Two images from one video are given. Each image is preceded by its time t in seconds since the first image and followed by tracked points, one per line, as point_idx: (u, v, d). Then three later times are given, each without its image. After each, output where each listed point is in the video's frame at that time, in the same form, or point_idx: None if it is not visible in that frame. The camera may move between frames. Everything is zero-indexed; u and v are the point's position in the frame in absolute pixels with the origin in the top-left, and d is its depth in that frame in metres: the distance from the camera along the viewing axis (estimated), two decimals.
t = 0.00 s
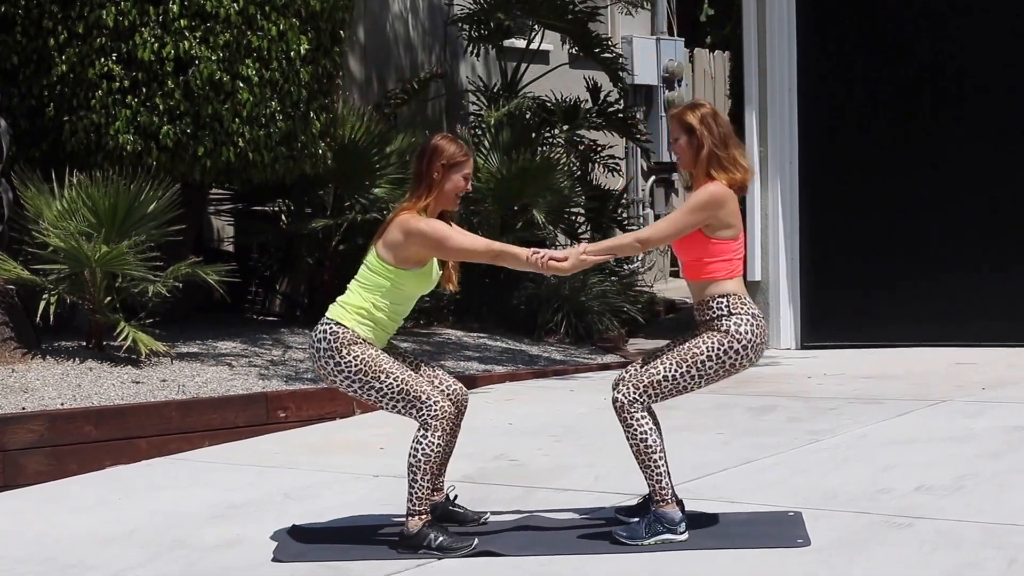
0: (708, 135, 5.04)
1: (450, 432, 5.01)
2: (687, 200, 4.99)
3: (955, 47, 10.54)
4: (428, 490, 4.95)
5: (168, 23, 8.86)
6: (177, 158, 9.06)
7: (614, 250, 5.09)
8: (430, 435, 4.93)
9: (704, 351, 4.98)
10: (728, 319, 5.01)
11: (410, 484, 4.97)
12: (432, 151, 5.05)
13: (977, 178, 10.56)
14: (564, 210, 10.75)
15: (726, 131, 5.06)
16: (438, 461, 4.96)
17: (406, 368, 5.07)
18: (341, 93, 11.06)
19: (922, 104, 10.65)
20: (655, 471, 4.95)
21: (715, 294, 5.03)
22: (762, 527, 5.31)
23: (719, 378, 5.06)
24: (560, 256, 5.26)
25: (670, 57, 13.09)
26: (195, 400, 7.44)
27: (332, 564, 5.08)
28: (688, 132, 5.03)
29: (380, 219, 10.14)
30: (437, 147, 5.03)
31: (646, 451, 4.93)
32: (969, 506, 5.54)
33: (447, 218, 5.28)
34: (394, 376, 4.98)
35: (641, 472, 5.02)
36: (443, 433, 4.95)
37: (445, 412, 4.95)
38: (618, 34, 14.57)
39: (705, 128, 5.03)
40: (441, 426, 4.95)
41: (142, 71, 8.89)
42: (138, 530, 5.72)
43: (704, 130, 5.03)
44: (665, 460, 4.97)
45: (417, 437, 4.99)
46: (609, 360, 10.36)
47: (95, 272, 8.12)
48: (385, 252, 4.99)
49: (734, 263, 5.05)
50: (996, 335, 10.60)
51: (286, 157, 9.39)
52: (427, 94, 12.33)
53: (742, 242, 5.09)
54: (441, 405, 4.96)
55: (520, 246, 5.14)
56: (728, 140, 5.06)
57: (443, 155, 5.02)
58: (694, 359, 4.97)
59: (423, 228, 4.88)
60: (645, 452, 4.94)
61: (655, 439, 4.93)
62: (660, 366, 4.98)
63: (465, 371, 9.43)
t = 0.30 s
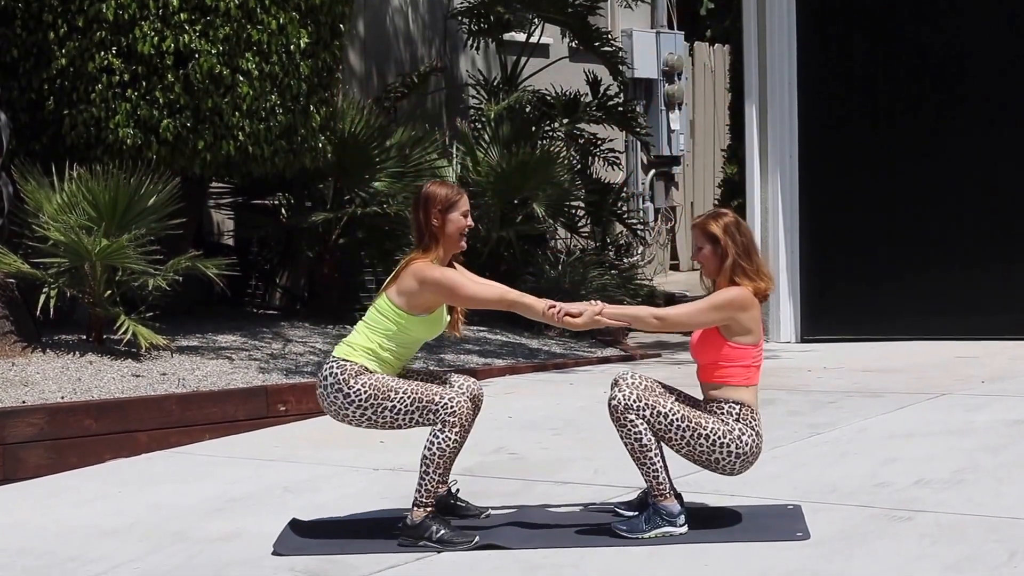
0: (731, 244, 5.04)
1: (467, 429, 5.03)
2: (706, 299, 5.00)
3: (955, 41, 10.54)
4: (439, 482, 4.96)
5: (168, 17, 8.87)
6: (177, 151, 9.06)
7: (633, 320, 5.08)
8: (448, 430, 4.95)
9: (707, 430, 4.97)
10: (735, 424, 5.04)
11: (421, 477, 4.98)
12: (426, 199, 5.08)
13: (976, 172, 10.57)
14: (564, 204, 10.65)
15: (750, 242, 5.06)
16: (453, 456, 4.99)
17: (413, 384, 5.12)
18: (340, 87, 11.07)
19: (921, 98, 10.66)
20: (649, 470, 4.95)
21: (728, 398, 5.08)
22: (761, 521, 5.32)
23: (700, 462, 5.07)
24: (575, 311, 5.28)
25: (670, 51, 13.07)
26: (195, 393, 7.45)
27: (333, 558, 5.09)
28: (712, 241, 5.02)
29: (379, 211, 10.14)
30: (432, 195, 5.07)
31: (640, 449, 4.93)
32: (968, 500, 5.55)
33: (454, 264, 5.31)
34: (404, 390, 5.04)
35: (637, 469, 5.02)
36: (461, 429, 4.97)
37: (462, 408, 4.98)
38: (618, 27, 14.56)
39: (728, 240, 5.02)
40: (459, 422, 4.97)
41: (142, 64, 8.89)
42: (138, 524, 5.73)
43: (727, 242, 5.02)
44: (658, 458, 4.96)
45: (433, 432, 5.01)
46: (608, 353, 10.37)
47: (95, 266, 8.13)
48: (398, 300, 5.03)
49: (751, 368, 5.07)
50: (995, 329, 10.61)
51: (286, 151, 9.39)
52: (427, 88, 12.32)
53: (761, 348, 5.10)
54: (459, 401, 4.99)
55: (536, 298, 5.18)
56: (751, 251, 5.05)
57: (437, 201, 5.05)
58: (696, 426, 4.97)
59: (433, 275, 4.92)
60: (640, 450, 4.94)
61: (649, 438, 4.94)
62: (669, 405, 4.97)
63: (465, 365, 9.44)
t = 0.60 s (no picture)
0: (718, 91, 5.03)
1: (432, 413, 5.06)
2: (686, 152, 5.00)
3: (954, 35, 10.53)
4: (419, 471, 4.99)
5: (168, 10, 8.86)
6: (177, 145, 9.06)
7: (601, 191, 5.08)
8: (414, 416, 4.99)
9: (704, 313, 5.01)
10: (724, 275, 5.04)
11: (405, 469, 5.01)
12: (379, 76, 5.07)
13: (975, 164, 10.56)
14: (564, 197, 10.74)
15: (736, 91, 5.06)
16: (425, 442, 5.02)
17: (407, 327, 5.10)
18: (341, 81, 11.06)
19: (921, 91, 10.66)
20: (658, 452, 5.00)
21: (711, 249, 5.06)
22: (760, 514, 5.34)
23: (724, 335, 5.11)
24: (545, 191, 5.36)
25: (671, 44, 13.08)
26: (195, 387, 7.46)
27: (333, 551, 5.10)
28: (699, 85, 5.03)
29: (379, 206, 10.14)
30: (383, 70, 5.05)
31: (654, 432, 4.99)
32: (968, 493, 5.56)
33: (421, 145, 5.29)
34: (397, 344, 5.00)
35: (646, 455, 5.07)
36: (425, 413, 5.01)
37: (427, 392, 5.01)
38: (618, 21, 14.56)
39: (715, 86, 5.02)
40: (423, 407, 5.02)
41: (141, 58, 8.89)
42: (139, 517, 5.74)
43: (713, 87, 5.03)
44: (669, 442, 5.03)
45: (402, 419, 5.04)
46: (609, 347, 10.38)
47: (95, 260, 8.13)
48: (377, 182, 5.02)
49: (733, 217, 5.07)
50: (994, 322, 10.63)
51: (286, 144, 9.39)
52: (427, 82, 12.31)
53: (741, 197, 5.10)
54: (424, 386, 5.01)
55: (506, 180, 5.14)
56: (738, 99, 5.05)
57: (391, 73, 5.04)
58: (696, 325, 5.00)
59: (403, 147, 4.88)
60: (653, 433, 5.00)
61: (663, 418, 5.00)
62: (663, 339, 5.01)
63: (465, 358, 9.45)
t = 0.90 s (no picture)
0: (693, 36, 5.00)
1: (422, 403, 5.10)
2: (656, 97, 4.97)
3: (954, 28, 10.53)
4: (416, 462, 5.03)
5: (168, 4, 8.86)
6: (177, 139, 9.06)
7: (580, 150, 5.15)
8: (405, 407, 5.02)
9: (654, 272, 5.02)
10: (657, 221, 5.03)
11: (402, 462, 5.04)
12: (361, 52, 5.05)
13: (974, 156, 10.58)
14: (564, 190, 10.68)
15: (710, 38, 5.03)
16: (419, 433, 5.05)
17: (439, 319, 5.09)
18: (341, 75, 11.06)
19: (920, 83, 10.66)
20: (664, 436, 5.05)
21: (654, 191, 5.03)
22: (760, 507, 5.34)
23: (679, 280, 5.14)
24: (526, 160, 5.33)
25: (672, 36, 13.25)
26: (195, 380, 7.46)
27: (334, 545, 5.11)
28: (674, 29, 4.98)
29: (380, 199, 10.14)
30: (366, 46, 5.04)
31: (665, 415, 5.05)
32: (968, 487, 5.57)
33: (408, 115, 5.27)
34: (428, 331, 5.04)
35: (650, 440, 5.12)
36: (415, 404, 5.04)
37: (418, 384, 5.04)
38: (617, 14, 14.55)
39: (691, 30, 4.99)
40: (413, 398, 5.04)
41: (141, 52, 8.89)
42: (139, 511, 5.74)
43: (689, 32, 4.99)
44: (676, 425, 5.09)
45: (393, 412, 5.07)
46: (608, 340, 10.39)
47: (95, 253, 8.13)
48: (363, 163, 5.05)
49: (685, 166, 5.06)
50: (993, 314, 10.63)
51: (286, 138, 9.39)
52: (427, 75, 12.31)
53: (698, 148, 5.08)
54: (416, 377, 5.04)
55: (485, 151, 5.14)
56: (711, 47, 5.02)
57: (372, 52, 5.02)
58: (656, 288, 5.03)
59: (380, 129, 4.91)
60: (663, 416, 5.06)
61: (671, 401, 5.06)
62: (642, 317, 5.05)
63: (464, 352, 9.46)
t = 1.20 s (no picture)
0: (679, 28, 4.99)
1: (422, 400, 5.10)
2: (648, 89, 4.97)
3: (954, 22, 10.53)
4: (415, 459, 5.03)
5: None
6: (177, 132, 9.05)
7: (574, 139, 5.09)
8: (405, 405, 5.01)
9: (654, 267, 5.03)
10: (655, 214, 5.03)
11: (399, 459, 5.04)
12: (357, 47, 5.02)
13: (973, 149, 10.58)
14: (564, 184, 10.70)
15: (698, 29, 5.02)
16: (418, 430, 5.05)
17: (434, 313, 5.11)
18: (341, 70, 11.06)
19: (920, 77, 10.66)
20: (664, 429, 5.06)
21: (651, 185, 5.03)
22: (760, 501, 5.35)
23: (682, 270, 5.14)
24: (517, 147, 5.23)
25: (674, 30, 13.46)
26: (195, 374, 7.46)
27: (334, 538, 5.12)
28: (660, 23, 4.97)
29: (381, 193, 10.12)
30: (362, 41, 4.99)
31: (664, 409, 5.06)
32: (968, 481, 5.57)
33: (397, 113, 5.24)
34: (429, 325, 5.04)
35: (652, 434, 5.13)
36: (416, 401, 5.04)
37: (418, 380, 5.04)
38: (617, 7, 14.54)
39: (676, 22, 4.97)
40: (413, 395, 5.04)
41: (141, 45, 8.89)
42: (138, 504, 5.75)
43: (674, 24, 4.97)
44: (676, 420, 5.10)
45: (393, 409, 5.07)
46: (608, 334, 10.39)
47: (95, 247, 8.12)
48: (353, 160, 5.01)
49: (679, 158, 5.06)
50: (992, 308, 10.64)
51: (286, 132, 9.37)
52: (427, 69, 12.30)
53: (691, 141, 5.10)
54: (416, 374, 5.04)
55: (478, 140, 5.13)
56: (699, 38, 5.01)
57: (367, 47, 4.99)
58: (655, 283, 5.03)
59: (372, 125, 4.89)
60: (662, 410, 5.06)
61: (671, 394, 5.06)
62: (644, 313, 5.05)
63: (464, 346, 9.46)
